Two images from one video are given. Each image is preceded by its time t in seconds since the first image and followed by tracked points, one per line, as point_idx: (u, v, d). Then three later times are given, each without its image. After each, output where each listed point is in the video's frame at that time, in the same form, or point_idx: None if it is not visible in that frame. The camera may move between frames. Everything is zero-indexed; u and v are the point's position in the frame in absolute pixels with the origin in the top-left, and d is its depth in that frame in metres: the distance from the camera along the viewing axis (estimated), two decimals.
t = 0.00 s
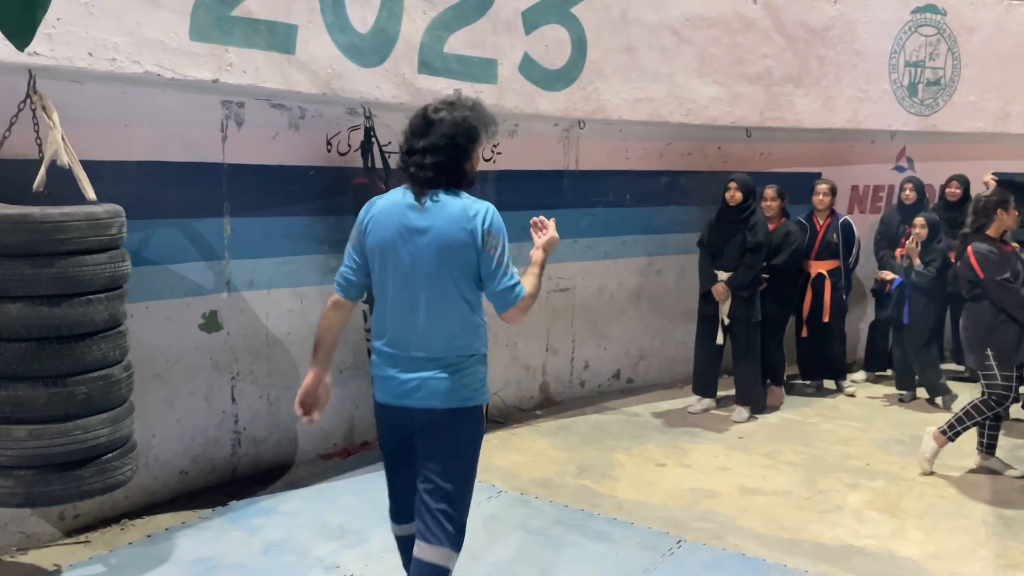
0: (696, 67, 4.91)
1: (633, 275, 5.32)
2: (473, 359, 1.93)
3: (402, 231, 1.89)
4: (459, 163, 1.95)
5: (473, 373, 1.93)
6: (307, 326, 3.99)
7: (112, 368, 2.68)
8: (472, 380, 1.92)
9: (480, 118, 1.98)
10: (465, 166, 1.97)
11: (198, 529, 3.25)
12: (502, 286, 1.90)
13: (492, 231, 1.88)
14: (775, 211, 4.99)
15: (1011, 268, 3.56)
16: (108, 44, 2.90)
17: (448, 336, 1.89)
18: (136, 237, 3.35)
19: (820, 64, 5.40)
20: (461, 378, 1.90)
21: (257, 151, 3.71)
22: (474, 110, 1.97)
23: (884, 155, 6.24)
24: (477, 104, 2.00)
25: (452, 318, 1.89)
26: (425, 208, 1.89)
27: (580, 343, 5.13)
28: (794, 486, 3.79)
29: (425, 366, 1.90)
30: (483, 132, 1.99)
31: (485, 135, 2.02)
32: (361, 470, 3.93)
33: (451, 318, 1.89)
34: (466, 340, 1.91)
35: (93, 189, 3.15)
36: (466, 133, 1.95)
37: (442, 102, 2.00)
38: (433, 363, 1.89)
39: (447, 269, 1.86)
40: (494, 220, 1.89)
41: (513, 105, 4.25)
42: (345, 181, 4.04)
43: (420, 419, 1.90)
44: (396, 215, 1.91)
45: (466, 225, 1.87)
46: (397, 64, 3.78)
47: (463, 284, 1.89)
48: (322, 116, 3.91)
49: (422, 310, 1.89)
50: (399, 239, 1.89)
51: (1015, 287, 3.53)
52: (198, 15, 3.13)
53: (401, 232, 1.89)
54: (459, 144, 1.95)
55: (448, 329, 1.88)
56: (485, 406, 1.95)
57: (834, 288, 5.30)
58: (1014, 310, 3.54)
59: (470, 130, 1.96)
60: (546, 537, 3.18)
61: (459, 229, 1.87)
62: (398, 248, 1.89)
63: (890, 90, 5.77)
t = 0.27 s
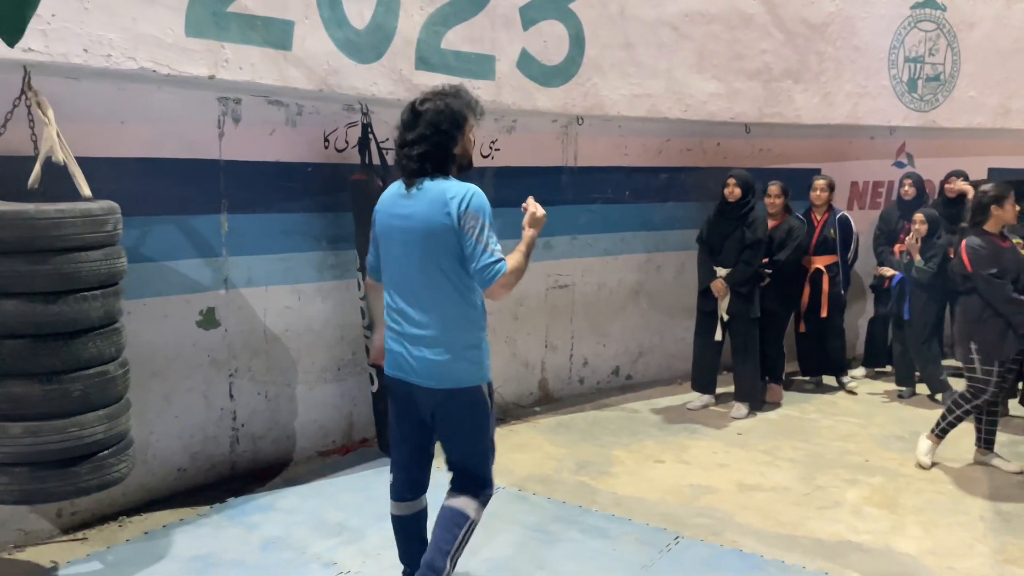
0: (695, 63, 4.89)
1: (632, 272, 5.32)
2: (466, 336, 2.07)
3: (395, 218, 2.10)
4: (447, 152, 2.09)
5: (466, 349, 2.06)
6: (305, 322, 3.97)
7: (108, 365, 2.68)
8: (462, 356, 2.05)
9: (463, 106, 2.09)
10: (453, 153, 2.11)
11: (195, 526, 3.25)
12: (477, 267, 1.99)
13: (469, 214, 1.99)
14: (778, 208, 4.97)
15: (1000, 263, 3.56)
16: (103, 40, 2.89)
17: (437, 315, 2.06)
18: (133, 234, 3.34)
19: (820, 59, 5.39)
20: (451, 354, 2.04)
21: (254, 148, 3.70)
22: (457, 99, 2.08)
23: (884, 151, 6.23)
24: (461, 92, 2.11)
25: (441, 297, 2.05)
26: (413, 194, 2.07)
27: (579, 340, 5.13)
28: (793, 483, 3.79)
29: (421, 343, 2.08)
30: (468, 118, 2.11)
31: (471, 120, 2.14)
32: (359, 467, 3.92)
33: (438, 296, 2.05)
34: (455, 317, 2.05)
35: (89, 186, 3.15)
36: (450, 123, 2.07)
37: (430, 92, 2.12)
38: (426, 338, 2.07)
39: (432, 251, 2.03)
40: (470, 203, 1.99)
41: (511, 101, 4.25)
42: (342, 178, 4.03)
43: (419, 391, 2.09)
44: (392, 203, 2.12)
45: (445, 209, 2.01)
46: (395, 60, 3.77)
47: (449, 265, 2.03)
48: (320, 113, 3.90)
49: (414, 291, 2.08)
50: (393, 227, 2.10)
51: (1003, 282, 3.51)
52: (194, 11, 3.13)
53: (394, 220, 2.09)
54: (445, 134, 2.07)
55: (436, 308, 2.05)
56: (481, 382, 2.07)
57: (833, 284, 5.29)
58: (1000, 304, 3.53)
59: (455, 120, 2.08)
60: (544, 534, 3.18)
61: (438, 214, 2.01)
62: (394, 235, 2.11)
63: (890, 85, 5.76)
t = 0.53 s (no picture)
0: (674, 61, 4.91)
1: (613, 269, 5.33)
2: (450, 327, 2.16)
3: (387, 213, 2.24)
4: (444, 149, 2.20)
5: (451, 339, 2.16)
6: (283, 321, 3.94)
7: (79, 364, 2.65)
8: (446, 346, 2.15)
9: (458, 105, 2.21)
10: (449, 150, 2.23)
11: (171, 526, 3.22)
12: (453, 264, 2.08)
13: (443, 213, 2.08)
14: (764, 205, 4.97)
15: (940, 259, 3.67)
16: (73, 36, 2.85)
17: (422, 305, 2.19)
18: (106, 232, 3.30)
19: (798, 57, 5.42)
20: (435, 343, 2.15)
21: (230, 145, 3.67)
22: (453, 98, 2.20)
23: (862, 149, 6.28)
24: (457, 92, 2.23)
25: (428, 290, 2.18)
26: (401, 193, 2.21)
27: (559, 337, 5.13)
28: (770, 478, 3.82)
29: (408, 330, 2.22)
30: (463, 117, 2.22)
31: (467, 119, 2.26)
32: (338, 465, 3.90)
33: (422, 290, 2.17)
34: (439, 309, 2.16)
35: (60, 184, 3.11)
36: (447, 121, 2.19)
37: (428, 92, 2.23)
38: (415, 328, 2.20)
39: (414, 247, 2.15)
40: (444, 202, 2.09)
41: (491, 98, 4.24)
42: (320, 175, 4.01)
43: (408, 376, 2.24)
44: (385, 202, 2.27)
45: (424, 208, 2.12)
46: (372, 57, 3.75)
47: (431, 260, 2.15)
48: (297, 110, 3.88)
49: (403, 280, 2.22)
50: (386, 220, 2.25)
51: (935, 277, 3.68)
52: (167, 7, 3.10)
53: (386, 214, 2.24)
54: (442, 132, 2.19)
55: (421, 298, 2.18)
56: (463, 371, 2.17)
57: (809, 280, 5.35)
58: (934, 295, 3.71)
59: (451, 118, 2.20)
60: (522, 531, 3.17)
61: (418, 211, 2.13)
62: (387, 228, 2.25)
63: (868, 83, 5.80)
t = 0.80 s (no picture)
0: (646, 59, 4.92)
1: (585, 267, 5.34)
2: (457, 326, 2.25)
3: (395, 215, 2.29)
4: (447, 155, 2.25)
5: (458, 338, 2.25)
6: (251, 320, 3.88)
7: (38, 366, 2.58)
8: (453, 345, 2.24)
9: (462, 111, 2.26)
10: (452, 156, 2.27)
11: (135, 530, 3.16)
12: (465, 270, 2.16)
13: (455, 220, 2.15)
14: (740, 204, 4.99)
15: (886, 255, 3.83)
16: (32, 29, 2.78)
17: (428, 304, 2.25)
18: (68, 229, 3.23)
19: (769, 56, 5.46)
20: (444, 341, 2.23)
21: (195, 141, 3.60)
22: (457, 105, 2.25)
23: (832, 148, 6.35)
24: (461, 98, 2.28)
25: (436, 291, 2.24)
26: (409, 198, 2.26)
27: (532, 335, 5.12)
28: (741, 475, 3.84)
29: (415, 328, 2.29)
30: (467, 123, 2.27)
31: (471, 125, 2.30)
32: (307, 465, 3.85)
33: (429, 290, 2.24)
34: (449, 309, 2.24)
35: (19, 180, 3.03)
36: (450, 127, 2.24)
37: (432, 97, 2.28)
38: (422, 326, 2.26)
39: (424, 250, 2.22)
40: (455, 210, 2.15)
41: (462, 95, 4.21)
42: (288, 172, 3.95)
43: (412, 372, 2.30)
44: (391, 204, 2.31)
45: (434, 213, 2.18)
46: (342, 52, 3.71)
47: (440, 263, 2.22)
48: (265, 105, 3.81)
49: (409, 280, 2.28)
50: (393, 221, 2.30)
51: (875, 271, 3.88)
52: None
53: (394, 216, 2.29)
54: (445, 138, 2.24)
55: (428, 298, 2.25)
56: (469, 368, 2.27)
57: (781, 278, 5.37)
58: (878, 290, 3.83)
59: (454, 125, 2.24)
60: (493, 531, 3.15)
61: (427, 215, 2.19)
62: (394, 229, 2.30)
63: (838, 83, 5.86)
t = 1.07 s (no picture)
0: (614, 58, 4.91)
1: (554, 266, 5.33)
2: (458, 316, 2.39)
3: (401, 209, 2.41)
4: (450, 153, 2.37)
5: (460, 327, 2.39)
6: (211, 320, 3.80)
7: None
8: (455, 334, 2.37)
9: (468, 112, 2.36)
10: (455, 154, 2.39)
11: (91, 536, 3.07)
12: (471, 265, 2.29)
13: (460, 217, 2.28)
14: (707, 204, 5.01)
15: (848, 253, 3.89)
16: None
17: (432, 295, 2.38)
18: (19, 227, 3.13)
19: (735, 56, 5.50)
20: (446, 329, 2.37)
21: (153, 137, 3.51)
22: (463, 105, 2.36)
23: (797, 148, 6.41)
24: (467, 97, 2.38)
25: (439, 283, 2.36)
26: (414, 193, 2.38)
27: (500, 335, 5.10)
28: (707, 474, 3.86)
29: (419, 317, 2.41)
30: (473, 124, 2.38)
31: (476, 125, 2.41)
32: (271, 468, 3.77)
33: (433, 282, 2.37)
34: (451, 300, 2.37)
35: None
36: (455, 127, 2.35)
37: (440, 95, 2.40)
38: (425, 315, 2.39)
39: (429, 244, 2.34)
40: (461, 208, 2.28)
41: (429, 92, 4.16)
42: (250, 169, 3.87)
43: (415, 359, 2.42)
44: (398, 198, 2.43)
45: (440, 210, 2.31)
46: (304, 47, 3.64)
47: (444, 256, 2.34)
48: (225, 101, 3.73)
49: (413, 271, 2.40)
50: (399, 215, 2.42)
51: (835, 269, 3.92)
52: None
53: (400, 209, 2.41)
54: (450, 138, 2.36)
55: (431, 289, 2.37)
56: (470, 355, 2.40)
57: (745, 277, 5.43)
58: (833, 288, 3.88)
59: (459, 125, 2.36)
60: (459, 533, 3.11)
61: (433, 211, 2.32)
62: (399, 222, 2.42)
63: (803, 83, 5.92)
